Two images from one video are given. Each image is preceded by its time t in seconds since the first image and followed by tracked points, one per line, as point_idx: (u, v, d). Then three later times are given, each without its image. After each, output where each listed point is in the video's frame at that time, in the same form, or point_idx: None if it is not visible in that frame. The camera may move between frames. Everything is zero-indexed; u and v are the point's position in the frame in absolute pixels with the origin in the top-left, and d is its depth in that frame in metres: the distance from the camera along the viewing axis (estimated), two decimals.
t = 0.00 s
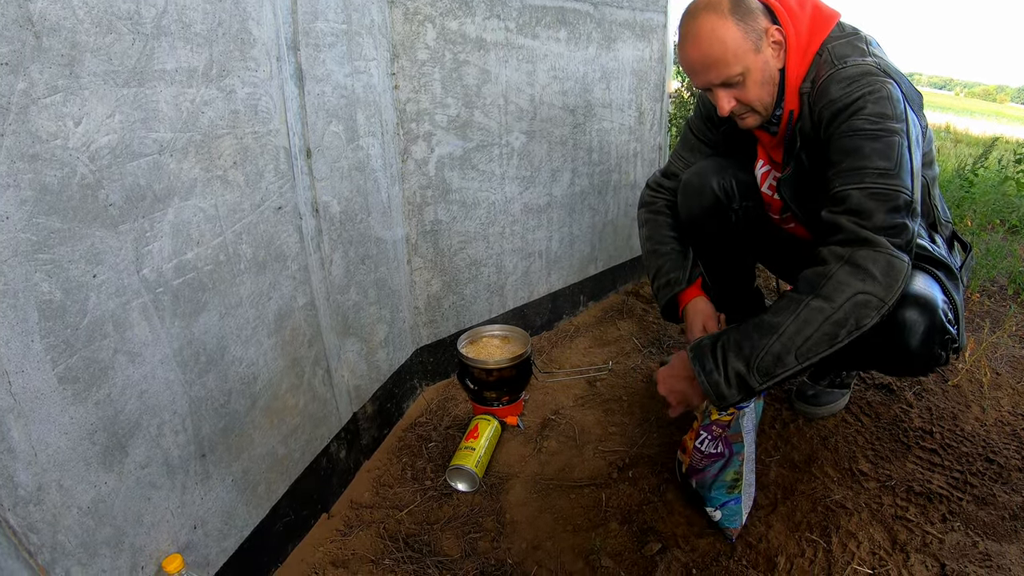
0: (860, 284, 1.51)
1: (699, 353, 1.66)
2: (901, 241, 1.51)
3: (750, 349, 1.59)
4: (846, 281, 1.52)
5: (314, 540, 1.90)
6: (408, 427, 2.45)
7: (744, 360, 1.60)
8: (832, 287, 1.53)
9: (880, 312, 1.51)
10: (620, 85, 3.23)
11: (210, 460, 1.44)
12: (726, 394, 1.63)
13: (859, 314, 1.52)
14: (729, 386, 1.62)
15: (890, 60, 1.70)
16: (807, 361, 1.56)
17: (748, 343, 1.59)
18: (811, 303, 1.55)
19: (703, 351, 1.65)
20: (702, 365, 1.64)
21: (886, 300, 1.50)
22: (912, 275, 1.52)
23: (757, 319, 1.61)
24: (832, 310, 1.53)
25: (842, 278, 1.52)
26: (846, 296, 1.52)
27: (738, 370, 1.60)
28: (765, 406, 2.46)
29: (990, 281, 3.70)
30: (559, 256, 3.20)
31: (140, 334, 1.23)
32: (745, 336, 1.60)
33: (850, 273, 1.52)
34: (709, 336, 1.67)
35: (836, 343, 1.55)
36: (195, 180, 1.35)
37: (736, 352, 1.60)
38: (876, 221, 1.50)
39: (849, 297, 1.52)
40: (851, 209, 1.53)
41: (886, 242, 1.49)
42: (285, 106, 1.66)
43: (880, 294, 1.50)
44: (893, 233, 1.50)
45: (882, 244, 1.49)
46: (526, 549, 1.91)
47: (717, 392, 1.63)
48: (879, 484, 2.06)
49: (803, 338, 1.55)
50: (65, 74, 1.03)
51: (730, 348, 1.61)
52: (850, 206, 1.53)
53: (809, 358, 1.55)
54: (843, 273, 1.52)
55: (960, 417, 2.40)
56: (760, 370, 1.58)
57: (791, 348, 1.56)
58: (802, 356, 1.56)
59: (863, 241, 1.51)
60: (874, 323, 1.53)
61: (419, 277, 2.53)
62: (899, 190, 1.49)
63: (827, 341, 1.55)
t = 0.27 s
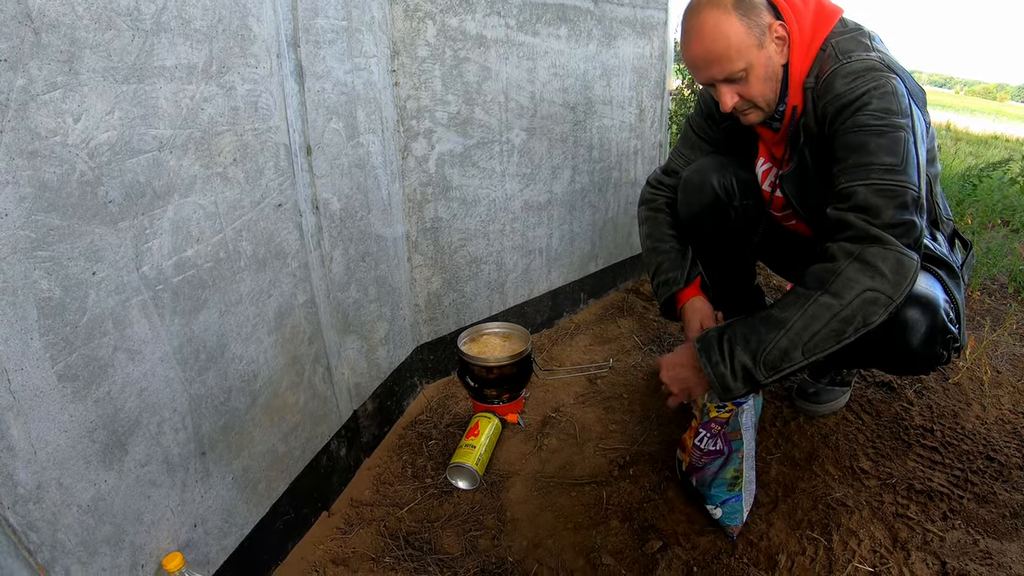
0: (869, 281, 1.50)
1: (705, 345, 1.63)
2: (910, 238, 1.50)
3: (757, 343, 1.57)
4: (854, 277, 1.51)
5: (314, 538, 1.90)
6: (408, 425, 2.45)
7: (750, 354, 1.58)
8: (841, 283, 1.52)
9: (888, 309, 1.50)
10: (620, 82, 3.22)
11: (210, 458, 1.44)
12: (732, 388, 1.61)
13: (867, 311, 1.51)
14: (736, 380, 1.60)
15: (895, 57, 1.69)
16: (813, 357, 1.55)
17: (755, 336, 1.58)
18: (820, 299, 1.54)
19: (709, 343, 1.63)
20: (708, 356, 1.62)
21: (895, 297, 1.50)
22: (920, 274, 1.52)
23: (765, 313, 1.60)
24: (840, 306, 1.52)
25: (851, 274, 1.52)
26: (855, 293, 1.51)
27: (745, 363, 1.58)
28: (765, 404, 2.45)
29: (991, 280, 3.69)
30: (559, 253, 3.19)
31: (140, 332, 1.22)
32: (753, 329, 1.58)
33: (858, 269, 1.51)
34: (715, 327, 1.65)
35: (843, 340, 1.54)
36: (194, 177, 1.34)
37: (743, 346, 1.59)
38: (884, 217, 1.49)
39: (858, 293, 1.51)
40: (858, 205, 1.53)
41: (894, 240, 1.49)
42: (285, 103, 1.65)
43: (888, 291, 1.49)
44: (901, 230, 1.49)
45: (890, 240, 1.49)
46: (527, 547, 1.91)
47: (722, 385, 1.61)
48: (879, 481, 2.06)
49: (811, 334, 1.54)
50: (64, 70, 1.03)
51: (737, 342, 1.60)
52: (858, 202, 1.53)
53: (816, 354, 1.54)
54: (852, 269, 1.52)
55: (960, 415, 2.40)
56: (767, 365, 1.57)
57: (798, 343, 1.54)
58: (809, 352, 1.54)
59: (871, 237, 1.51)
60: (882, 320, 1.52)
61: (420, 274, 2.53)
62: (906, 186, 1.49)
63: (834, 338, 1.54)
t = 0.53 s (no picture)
0: (866, 281, 1.52)
1: (703, 343, 1.66)
2: (907, 238, 1.51)
3: (753, 342, 1.59)
4: (850, 276, 1.53)
5: (315, 536, 1.90)
6: (409, 423, 2.45)
7: (747, 353, 1.60)
8: (837, 283, 1.54)
9: (884, 309, 1.52)
10: (621, 80, 3.21)
11: (211, 456, 1.44)
12: (729, 386, 1.63)
13: (862, 310, 1.53)
14: (733, 377, 1.62)
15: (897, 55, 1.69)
16: (809, 356, 1.57)
17: (752, 336, 1.60)
18: (816, 298, 1.56)
19: (708, 342, 1.66)
20: (706, 355, 1.65)
21: (890, 297, 1.51)
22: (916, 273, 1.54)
23: (762, 312, 1.62)
24: (836, 306, 1.54)
25: (847, 273, 1.53)
26: (851, 292, 1.53)
27: (742, 362, 1.60)
28: (766, 403, 2.45)
29: (992, 279, 3.69)
30: (560, 252, 3.19)
31: (141, 330, 1.22)
32: (750, 328, 1.61)
33: (855, 269, 1.52)
34: (713, 326, 1.67)
35: (839, 339, 1.56)
36: (195, 174, 1.34)
37: (740, 345, 1.61)
38: (882, 217, 1.50)
39: (854, 293, 1.53)
40: (856, 205, 1.53)
41: (891, 240, 1.50)
42: (286, 101, 1.65)
43: (884, 291, 1.51)
44: (900, 230, 1.50)
45: (888, 241, 1.50)
46: (528, 545, 1.90)
47: (719, 383, 1.63)
48: (880, 480, 2.06)
49: (806, 333, 1.56)
50: (65, 68, 1.03)
51: (734, 341, 1.62)
52: (856, 202, 1.53)
53: (812, 353, 1.56)
54: (849, 268, 1.53)
55: (961, 414, 2.40)
56: (764, 364, 1.59)
57: (794, 342, 1.57)
58: (805, 351, 1.57)
59: (868, 237, 1.52)
60: (877, 320, 1.54)
61: (421, 272, 2.52)
62: (904, 186, 1.49)
63: (830, 337, 1.56)
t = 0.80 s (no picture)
0: (886, 269, 1.51)
1: (727, 329, 1.62)
2: (926, 228, 1.50)
3: (774, 328, 1.58)
4: (872, 265, 1.52)
5: (315, 535, 1.90)
6: (408, 422, 2.45)
7: (768, 339, 1.59)
8: (858, 271, 1.53)
9: (904, 299, 1.51)
10: (622, 79, 3.21)
11: (210, 455, 1.44)
12: (751, 369, 1.60)
13: (882, 300, 1.52)
14: (755, 361, 1.60)
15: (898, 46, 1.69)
16: (829, 343, 1.56)
17: (773, 322, 1.59)
18: (837, 286, 1.55)
19: (732, 326, 1.62)
20: (730, 339, 1.61)
21: (911, 286, 1.50)
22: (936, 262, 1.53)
23: (782, 299, 1.61)
24: (856, 294, 1.53)
25: (869, 262, 1.52)
26: (871, 280, 1.52)
27: (762, 348, 1.59)
28: (767, 402, 2.45)
29: (992, 278, 3.68)
30: (560, 250, 3.19)
31: (140, 328, 1.22)
32: (771, 314, 1.59)
33: (877, 258, 1.51)
34: (737, 311, 1.64)
35: (859, 327, 1.55)
36: (195, 172, 1.34)
37: (761, 330, 1.59)
38: (902, 207, 1.49)
39: (875, 281, 1.52)
40: (874, 194, 1.52)
41: (913, 229, 1.49)
42: (286, 99, 1.64)
43: (905, 281, 1.50)
44: (919, 220, 1.49)
45: (910, 229, 1.48)
46: (528, 545, 1.90)
47: (742, 366, 1.60)
48: (881, 480, 2.06)
49: (827, 321, 1.55)
50: (64, 66, 1.02)
51: (756, 326, 1.60)
52: (874, 191, 1.53)
53: (832, 341, 1.55)
54: (870, 257, 1.52)
55: (962, 414, 2.39)
56: (784, 351, 1.58)
57: (814, 329, 1.56)
58: (825, 338, 1.56)
59: (890, 227, 1.50)
60: (898, 309, 1.53)
61: (421, 271, 2.52)
62: (920, 174, 1.48)
63: (850, 325, 1.55)
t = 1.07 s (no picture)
0: (918, 251, 1.49)
1: (749, 315, 1.63)
2: (950, 210, 1.51)
3: (803, 311, 1.57)
4: (904, 246, 1.50)
5: (315, 534, 1.90)
6: (409, 421, 2.45)
7: (797, 324, 1.57)
8: (891, 252, 1.51)
9: (935, 279, 1.50)
10: (622, 78, 3.21)
11: (212, 454, 1.44)
12: (777, 357, 1.59)
13: (915, 280, 1.51)
14: (781, 348, 1.59)
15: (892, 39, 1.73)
16: (860, 326, 1.55)
17: (802, 305, 1.58)
18: (869, 268, 1.53)
19: (754, 312, 1.62)
20: (752, 325, 1.61)
21: (942, 266, 1.49)
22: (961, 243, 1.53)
23: (811, 282, 1.59)
24: (888, 275, 1.52)
25: (901, 243, 1.50)
26: (903, 261, 1.51)
27: (791, 332, 1.58)
28: (767, 402, 2.45)
29: (993, 278, 3.68)
30: (561, 250, 3.19)
31: (142, 327, 1.22)
32: (799, 298, 1.58)
33: (908, 240, 1.50)
34: (758, 296, 1.64)
35: (890, 309, 1.54)
36: (196, 172, 1.34)
37: (789, 314, 1.58)
38: (930, 189, 1.49)
39: (907, 262, 1.51)
40: (898, 178, 1.53)
41: (941, 210, 1.48)
42: (287, 99, 1.65)
43: (936, 261, 1.48)
44: (944, 202, 1.50)
45: (939, 210, 1.48)
46: (528, 544, 1.91)
47: (767, 354, 1.59)
48: (881, 479, 2.06)
49: (859, 303, 1.54)
50: (66, 66, 1.02)
51: (783, 311, 1.59)
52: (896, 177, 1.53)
53: (864, 323, 1.54)
54: (902, 239, 1.50)
55: (962, 414, 2.39)
56: (814, 335, 1.57)
57: (846, 312, 1.55)
58: (857, 321, 1.55)
59: (920, 209, 1.49)
60: (929, 290, 1.52)
61: (421, 270, 2.52)
62: (937, 157, 1.50)
63: (882, 307, 1.54)
